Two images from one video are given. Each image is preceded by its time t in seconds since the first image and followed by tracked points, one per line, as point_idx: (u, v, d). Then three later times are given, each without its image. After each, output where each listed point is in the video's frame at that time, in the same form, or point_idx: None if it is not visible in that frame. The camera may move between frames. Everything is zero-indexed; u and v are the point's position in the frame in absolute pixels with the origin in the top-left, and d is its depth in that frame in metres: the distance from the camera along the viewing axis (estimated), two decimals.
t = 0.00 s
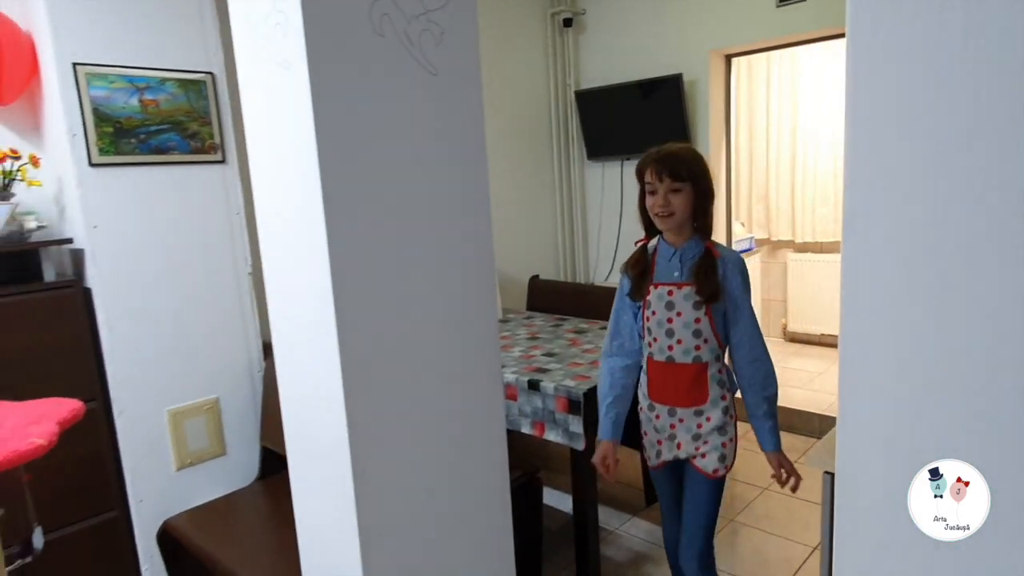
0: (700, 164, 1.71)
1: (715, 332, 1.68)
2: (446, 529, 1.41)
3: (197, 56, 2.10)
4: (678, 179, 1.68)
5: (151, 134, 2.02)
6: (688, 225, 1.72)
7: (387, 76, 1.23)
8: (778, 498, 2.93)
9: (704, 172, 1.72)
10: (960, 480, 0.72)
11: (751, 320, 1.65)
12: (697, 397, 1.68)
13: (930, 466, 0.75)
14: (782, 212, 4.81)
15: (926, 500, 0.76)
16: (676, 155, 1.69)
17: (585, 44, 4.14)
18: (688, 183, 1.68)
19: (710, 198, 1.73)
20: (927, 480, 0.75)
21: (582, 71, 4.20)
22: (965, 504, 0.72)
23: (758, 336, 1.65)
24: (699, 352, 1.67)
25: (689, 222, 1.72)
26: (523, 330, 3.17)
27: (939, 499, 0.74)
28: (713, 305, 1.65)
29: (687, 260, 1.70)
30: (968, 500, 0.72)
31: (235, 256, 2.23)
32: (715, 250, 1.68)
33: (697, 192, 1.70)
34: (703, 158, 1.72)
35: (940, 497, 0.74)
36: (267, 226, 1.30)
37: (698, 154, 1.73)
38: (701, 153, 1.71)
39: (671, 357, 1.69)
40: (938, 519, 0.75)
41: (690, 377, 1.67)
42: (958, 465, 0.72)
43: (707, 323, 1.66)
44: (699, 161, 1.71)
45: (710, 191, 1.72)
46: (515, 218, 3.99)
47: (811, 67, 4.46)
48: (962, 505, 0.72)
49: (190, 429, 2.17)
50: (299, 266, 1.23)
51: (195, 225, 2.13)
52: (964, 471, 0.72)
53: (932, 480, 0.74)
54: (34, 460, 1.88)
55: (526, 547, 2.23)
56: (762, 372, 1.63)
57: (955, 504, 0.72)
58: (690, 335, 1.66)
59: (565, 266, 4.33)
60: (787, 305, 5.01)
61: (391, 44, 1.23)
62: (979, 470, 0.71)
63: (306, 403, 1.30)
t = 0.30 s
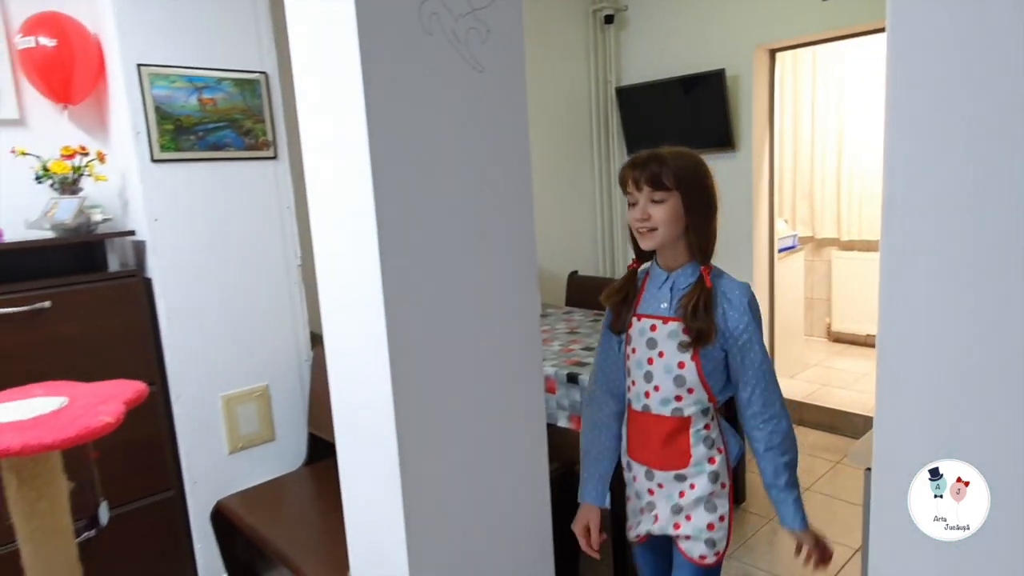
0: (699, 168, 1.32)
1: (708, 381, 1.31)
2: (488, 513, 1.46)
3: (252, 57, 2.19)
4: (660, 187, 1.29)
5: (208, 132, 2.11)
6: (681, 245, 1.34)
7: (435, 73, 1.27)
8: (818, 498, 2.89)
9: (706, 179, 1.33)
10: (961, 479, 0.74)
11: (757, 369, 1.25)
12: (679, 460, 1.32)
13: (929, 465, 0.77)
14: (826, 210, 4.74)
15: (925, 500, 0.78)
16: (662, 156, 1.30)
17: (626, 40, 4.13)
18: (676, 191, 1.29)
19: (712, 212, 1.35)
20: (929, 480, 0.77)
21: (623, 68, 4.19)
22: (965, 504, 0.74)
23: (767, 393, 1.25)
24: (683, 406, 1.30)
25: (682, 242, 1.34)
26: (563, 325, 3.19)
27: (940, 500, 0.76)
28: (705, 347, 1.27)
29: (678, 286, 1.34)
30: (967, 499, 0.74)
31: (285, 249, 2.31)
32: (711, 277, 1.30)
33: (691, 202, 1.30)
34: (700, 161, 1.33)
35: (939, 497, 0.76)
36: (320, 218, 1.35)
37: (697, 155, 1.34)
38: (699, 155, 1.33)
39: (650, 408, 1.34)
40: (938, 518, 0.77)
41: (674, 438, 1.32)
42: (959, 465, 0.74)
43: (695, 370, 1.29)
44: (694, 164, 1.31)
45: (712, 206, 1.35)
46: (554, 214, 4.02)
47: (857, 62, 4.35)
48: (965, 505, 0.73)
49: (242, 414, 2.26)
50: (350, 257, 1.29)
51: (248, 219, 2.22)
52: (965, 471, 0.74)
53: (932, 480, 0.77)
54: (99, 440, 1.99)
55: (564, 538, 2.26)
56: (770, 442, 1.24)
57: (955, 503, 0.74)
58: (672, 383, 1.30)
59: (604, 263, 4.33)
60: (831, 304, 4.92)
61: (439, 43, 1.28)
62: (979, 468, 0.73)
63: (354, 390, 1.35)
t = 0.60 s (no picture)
0: (657, 167, 1.17)
1: (653, 422, 1.17)
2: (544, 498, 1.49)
3: (323, 56, 2.28)
4: (602, 188, 1.16)
5: (282, 128, 2.21)
6: (628, 252, 1.21)
7: (499, 68, 1.31)
8: (882, 505, 2.80)
9: (667, 182, 1.18)
10: (960, 474, 0.75)
11: (682, 420, 1.07)
12: (627, 513, 1.20)
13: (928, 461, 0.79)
14: (897, 208, 4.56)
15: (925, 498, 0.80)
16: (612, 148, 1.17)
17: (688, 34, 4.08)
18: (620, 191, 1.16)
19: (674, 220, 1.20)
20: (929, 480, 0.78)
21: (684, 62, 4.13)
22: (965, 504, 0.75)
23: (693, 449, 1.07)
24: (624, 451, 1.19)
25: (627, 250, 1.20)
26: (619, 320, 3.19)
27: (940, 499, 0.77)
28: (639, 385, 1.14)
29: (628, 314, 1.21)
30: (971, 500, 0.75)
31: (350, 241, 2.41)
32: (655, 303, 1.14)
33: (639, 205, 1.16)
34: (663, 159, 1.17)
35: (940, 496, 0.77)
36: (387, 208, 1.41)
37: (661, 152, 1.18)
38: (662, 150, 1.17)
39: (598, 449, 1.24)
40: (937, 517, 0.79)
41: (616, 482, 1.21)
42: (960, 465, 0.75)
43: (636, 409, 1.17)
44: (652, 162, 1.16)
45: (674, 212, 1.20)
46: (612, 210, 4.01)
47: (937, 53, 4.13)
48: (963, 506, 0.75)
49: (308, 398, 2.36)
50: (415, 246, 1.34)
51: (317, 212, 2.32)
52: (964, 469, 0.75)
53: (933, 479, 0.78)
54: (180, 418, 2.12)
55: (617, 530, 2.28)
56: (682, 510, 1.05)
57: (956, 503, 0.76)
58: (613, 423, 1.19)
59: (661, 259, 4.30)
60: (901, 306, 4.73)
61: (503, 39, 1.31)
62: (982, 466, 0.74)
63: (417, 374, 1.40)
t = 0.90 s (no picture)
0: (580, 180, 0.91)
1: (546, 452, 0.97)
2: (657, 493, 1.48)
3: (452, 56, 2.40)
4: (511, 196, 0.94)
5: (411, 124, 2.35)
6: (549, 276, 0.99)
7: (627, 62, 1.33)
8: None
9: (592, 200, 0.93)
10: (954, 481, 2.61)
11: (575, 458, 0.87)
12: (512, 543, 1.03)
13: (930, 474, 2.61)
14: None
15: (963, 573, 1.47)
16: (531, 148, 0.93)
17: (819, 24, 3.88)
18: (528, 204, 0.93)
19: (593, 247, 0.95)
20: (935, 482, 2.59)
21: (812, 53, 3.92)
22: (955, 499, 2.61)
23: (591, 493, 0.86)
24: (516, 475, 1.01)
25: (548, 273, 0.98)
26: (732, 321, 3.12)
27: (944, 499, 2.60)
28: (526, 404, 0.94)
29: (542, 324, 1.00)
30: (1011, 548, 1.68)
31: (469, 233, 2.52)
32: (555, 319, 0.94)
33: (551, 221, 0.92)
34: (591, 170, 0.91)
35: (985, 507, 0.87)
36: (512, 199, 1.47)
37: (591, 161, 0.92)
38: (594, 155, 0.91)
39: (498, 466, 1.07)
40: (936, 515, 2.59)
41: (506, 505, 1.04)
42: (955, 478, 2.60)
43: (527, 432, 0.98)
44: (573, 175, 0.91)
45: (599, 236, 0.95)
46: (730, 209, 3.90)
47: None
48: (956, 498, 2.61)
49: (427, 380, 2.50)
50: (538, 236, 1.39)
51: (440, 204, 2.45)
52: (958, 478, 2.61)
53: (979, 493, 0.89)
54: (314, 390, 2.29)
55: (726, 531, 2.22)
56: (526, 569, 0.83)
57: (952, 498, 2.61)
58: (510, 441, 1.02)
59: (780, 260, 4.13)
60: None
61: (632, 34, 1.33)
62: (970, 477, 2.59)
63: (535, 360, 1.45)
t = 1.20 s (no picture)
0: (496, 200, 0.99)
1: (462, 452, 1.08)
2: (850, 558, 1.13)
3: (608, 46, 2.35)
4: (445, 204, 1.06)
5: (565, 118, 2.37)
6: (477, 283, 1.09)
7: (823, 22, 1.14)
8: None
9: (512, 216, 1.00)
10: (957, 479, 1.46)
11: (483, 470, 0.98)
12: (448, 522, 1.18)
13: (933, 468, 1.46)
14: None
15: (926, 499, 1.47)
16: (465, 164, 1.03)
17: None
18: (453, 215, 1.04)
19: (509, 263, 1.03)
20: (933, 480, 1.45)
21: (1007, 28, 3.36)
22: (959, 501, 1.46)
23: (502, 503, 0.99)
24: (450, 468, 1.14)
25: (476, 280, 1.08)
26: (897, 330, 2.87)
27: (944, 501, 1.46)
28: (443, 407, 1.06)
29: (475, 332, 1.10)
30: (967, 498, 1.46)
31: (616, 223, 2.44)
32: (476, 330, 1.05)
33: (464, 234, 1.02)
34: (509, 189, 0.99)
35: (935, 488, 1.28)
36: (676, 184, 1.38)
37: (509, 181, 0.99)
38: (509, 178, 0.99)
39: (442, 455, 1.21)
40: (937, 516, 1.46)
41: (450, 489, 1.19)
42: (956, 473, 1.46)
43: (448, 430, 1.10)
44: (491, 193, 0.99)
45: (520, 250, 1.02)
46: (903, 207, 3.54)
47: None
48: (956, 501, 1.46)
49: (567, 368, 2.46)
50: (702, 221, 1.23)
51: (588, 193, 2.40)
52: (964, 475, 1.45)
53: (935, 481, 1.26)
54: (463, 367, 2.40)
55: (880, 552, 2.07)
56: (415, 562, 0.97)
57: (954, 500, 1.47)
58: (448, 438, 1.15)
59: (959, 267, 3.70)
60: None
61: None
62: (971, 474, 1.43)
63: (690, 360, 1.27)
